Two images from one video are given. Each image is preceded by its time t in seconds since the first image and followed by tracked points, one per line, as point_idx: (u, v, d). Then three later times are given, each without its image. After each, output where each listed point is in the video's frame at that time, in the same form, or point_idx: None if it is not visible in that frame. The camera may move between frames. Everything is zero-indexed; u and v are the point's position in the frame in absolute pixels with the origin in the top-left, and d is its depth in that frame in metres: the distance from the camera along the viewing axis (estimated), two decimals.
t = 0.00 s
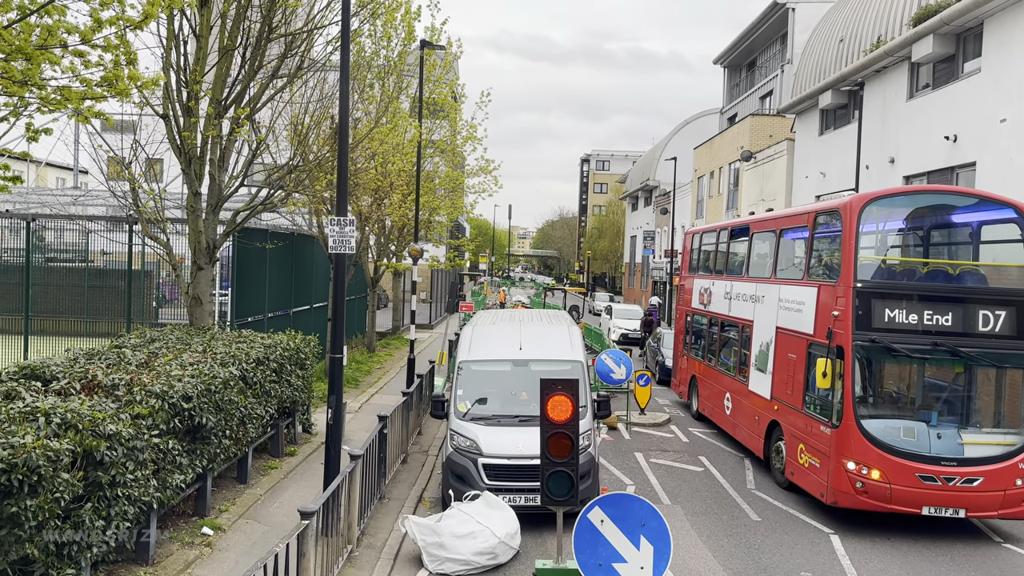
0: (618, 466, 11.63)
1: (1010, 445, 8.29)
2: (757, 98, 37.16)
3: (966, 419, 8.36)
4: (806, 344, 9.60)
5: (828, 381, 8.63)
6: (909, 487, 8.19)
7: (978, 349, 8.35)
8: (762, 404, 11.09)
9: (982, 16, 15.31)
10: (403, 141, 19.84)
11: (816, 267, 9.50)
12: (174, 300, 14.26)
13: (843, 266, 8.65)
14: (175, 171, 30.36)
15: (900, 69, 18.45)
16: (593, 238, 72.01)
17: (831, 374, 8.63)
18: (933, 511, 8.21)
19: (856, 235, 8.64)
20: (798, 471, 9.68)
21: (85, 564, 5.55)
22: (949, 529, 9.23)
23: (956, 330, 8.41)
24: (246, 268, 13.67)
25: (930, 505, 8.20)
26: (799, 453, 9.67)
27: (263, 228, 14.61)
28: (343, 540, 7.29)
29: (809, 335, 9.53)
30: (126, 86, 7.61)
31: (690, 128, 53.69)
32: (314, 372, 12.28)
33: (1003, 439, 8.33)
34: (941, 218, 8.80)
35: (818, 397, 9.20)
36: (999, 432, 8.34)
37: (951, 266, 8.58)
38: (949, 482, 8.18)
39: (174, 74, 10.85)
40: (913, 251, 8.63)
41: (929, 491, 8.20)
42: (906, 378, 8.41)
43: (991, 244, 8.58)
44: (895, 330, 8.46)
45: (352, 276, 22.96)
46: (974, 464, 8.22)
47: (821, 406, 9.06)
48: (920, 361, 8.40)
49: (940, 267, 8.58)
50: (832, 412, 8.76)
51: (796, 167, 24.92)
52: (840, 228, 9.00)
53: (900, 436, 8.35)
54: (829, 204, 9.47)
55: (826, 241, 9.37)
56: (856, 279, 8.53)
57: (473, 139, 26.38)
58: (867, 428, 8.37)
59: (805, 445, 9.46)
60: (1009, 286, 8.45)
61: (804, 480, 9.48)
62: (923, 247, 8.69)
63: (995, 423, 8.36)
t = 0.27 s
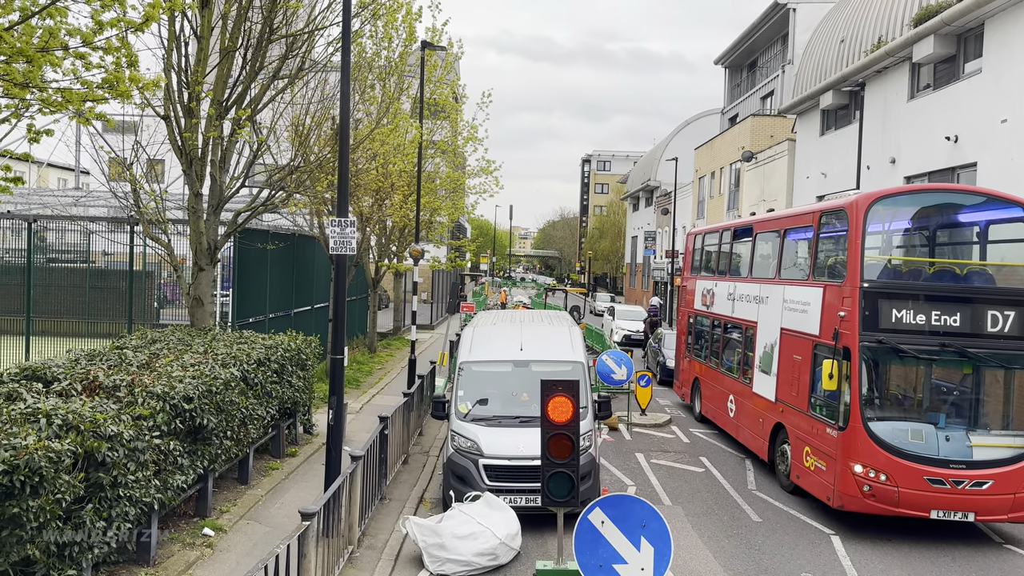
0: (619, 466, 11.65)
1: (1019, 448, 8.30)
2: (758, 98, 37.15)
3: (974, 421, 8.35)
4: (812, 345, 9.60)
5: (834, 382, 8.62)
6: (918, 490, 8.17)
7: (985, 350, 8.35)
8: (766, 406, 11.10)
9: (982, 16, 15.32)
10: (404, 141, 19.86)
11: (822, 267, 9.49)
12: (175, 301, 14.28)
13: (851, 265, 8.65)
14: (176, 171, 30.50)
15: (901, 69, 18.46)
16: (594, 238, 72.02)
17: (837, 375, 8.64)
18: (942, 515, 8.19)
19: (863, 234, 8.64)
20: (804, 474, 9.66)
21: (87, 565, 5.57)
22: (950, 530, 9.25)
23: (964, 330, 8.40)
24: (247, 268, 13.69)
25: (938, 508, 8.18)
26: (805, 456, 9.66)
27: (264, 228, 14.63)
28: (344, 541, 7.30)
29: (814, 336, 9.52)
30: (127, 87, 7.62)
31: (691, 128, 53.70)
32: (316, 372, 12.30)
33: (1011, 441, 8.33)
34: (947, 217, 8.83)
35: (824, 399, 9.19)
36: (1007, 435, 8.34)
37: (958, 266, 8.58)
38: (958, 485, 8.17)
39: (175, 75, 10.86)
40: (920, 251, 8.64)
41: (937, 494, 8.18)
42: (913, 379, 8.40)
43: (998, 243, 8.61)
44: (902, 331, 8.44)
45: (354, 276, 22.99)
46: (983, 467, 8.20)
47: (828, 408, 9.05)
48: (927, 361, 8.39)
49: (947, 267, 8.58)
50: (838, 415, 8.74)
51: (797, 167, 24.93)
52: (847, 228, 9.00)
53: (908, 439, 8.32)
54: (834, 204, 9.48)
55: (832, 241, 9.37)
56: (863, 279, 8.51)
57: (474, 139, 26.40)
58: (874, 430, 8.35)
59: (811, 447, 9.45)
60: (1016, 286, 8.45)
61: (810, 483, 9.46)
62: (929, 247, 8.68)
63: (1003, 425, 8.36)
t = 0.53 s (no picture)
0: (620, 466, 11.64)
1: None
2: (759, 98, 37.14)
3: (985, 424, 8.33)
4: (819, 346, 9.55)
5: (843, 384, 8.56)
6: (929, 494, 8.12)
7: (997, 351, 8.32)
8: (773, 409, 11.04)
9: (983, 16, 15.32)
10: (404, 141, 19.87)
11: (829, 266, 9.45)
12: (175, 301, 14.28)
13: (860, 264, 8.59)
14: (176, 170, 30.65)
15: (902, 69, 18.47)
16: (594, 238, 72.01)
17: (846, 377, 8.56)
18: (953, 519, 8.15)
19: (872, 233, 8.60)
20: (812, 478, 9.61)
21: (87, 564, 5.57)
22: (950, 530, 9.26)
23: (976, 331, 8.35)
24: (247, 269, 13.68)
25: (950, 513, 8.14)
26: (812, 459, 9.60)
27: (265, 228, 14.63)
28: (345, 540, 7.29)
29: (822, 337, 9.47)
30: (127, 87, 7.61)
31: (691, 128, 53.69)
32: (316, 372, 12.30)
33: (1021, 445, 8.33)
34: (957, 215, 8.75)
35: (832, 402, 9.14)
36: (1018, 438, 8.33)
37: (968, 266, 8.51)
38: (970, 489, 8.13)
39: (176, 75, 10.86)
40: (928, 250, 8.57)
41: (949, 498, 8.14)
42: (924, 381, 8.35)
43: (1009, 242, 8.55)
44: (913, 332, 8.38)
45: (354, 276, 22.98)
46: (994, 471, 8.18)
47: (836, 411, 9.00)
48: (939, 362, 8.33)
49: (958, 266, 8.51)
50: (848, 418, 8.69)
51: (798, 167, 24.93)
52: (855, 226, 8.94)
53: (919, 442, 8.28)
54: (842, 203, 9.44)
55: (839, 240, 9.33)
56: (872, 280, 8.45)
57: (474, 139, 26.38)
58: (885, 433, 8.30)
59: (819, 451, 9.39)
60: None
61: (818, 487, 9.40)
62: (937, 245, 8.60)
63: (1014, 428, 8.35)
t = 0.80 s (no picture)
0: (620, 466, 11.63)
1: None
2: (759, 98, 37.16)
3: (1003, 429, 8.04)
4: (830, 348, 9.34)
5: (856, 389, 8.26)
6: (947, 502, 7.80)
7: (1013, 353, 8.07)
8: (782, 412, 10.82)
9: (983, 16, 15.32)
10: (405, 141, 19.89)
11: (840, 267, 9.30)
12: (176, 301, 14.29)
13: (873, 264, 8.36)
14: (178, 170, 30.79)
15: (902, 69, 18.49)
16: (594, 238, 72.06)
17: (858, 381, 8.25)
18: (971, 529, 7.82)
19: (886, 232, 8.36)
20: (824, 484, 9.33)
21: (87, 564, 5.56)
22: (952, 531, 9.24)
23: (993, 333, 8.13)
24: (248, 268, 13.68)
25: (967, 522, 7.82)
26: (824, 466, 9.32)
27: (265, 228, 14.64)
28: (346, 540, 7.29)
29: (833, 339, 9.27)
30: (128, 86, 7.61)
31: (691, 128, 53.74)
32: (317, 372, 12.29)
33: None
34: (969, 213, 8.52)
35: (845, 406, 8.89)
36: None
37: (982, 265, 8.29)
38: (989, 497, 7.82)
39: (176, 75, 10.85)
40: (940, 250, 8.36)
41: (967, 506, 7.82)
42: (939, 384, 8.09)
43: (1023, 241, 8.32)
44: (928, 334, 8.14)
45: (355, 277, 23.03)
46: (1014, 478, 7.87)
47: (849, 415, 8.73)
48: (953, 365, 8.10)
49: (971, 266, 8.27)
50: (861, 422, 8.40)
51: (798, 167, 24.92)
52: (868, 225, 8.75)
53: (935, 448, 7.98)
54: (853, 201, 9.31)
55: (852, 239, 9.16)
56: (887, 280, 8.20)
57: (475, 139, 26.41)
58: (900, 439, 8.00)
59: (831, 457, 9.11)
60: None
61: (830, 495, 9.10)
62: (949, 245, 8.39)
63: None
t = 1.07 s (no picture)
0: (620, 466, 11.63)
1: None
2: (759, 98, 37.18)
3: None
4: (844, 352, 8.96)
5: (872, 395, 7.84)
6: (969, 515, 7.36)
7: None
8: (793, 418, 10.43)
9: (984, 16, 15.32)
10: (405, 142, 19.91)
11: (855, 268, 8.92)
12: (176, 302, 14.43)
13: (890, 264, 7.94)
14: (178, 171, 30.91)
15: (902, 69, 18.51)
16: (594, 238, 72.12)
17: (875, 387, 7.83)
18: (995, 542, 7.38)
19: (904, 230, 7.92)
20: (838, 494, 8.91)
21: (88, 564, 5.56)
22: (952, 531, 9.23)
23: (1017, 337, 7.68)
24: (248, 268, 13.68)
25: (990, 535, 7.38)
26: (839, 475, 8.89)
27: (266, 228, 14.65)
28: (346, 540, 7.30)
29: (848, 342, 8.87)
30: (129, 87, 7.60)
31: (691, 128, 53.78)
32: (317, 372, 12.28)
33: None
34: (988, 211, 8.00)
35: (861, 412, 8.46)
36: None
37: (1003, 266, 7.78)
38: (1013, 508, 7.37)
39: (176, 75, 10.85)
40: (957, 249, 7.87)
41: (990, 519, 7.38)
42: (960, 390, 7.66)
43: None
44: (949, 338, 7.70)
45: (355, 277, 23.07)
46: None
47: (866, 423, 8.30)
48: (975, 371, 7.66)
49: (992, 267, 7.77)
50: (879, 430, 7.97)
51: (798, 167, 24.93)
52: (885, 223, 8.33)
53: (956, 457, 7.54)
54: (867, 198, 8.96)
55: (867, 238, 8.78)
56: (905, 282, 7.76)
57: (475, 139, 26.43)
58: (920, 448, 7.55)
59: (846, 466, 8.68)
60: None
61: (846, 505, 8.68)
62: (967, 244, 7.87)
63: None
